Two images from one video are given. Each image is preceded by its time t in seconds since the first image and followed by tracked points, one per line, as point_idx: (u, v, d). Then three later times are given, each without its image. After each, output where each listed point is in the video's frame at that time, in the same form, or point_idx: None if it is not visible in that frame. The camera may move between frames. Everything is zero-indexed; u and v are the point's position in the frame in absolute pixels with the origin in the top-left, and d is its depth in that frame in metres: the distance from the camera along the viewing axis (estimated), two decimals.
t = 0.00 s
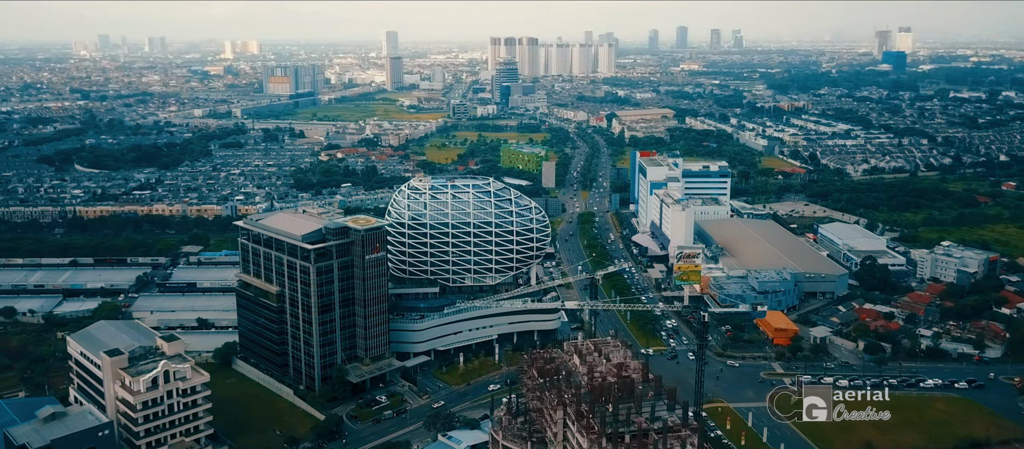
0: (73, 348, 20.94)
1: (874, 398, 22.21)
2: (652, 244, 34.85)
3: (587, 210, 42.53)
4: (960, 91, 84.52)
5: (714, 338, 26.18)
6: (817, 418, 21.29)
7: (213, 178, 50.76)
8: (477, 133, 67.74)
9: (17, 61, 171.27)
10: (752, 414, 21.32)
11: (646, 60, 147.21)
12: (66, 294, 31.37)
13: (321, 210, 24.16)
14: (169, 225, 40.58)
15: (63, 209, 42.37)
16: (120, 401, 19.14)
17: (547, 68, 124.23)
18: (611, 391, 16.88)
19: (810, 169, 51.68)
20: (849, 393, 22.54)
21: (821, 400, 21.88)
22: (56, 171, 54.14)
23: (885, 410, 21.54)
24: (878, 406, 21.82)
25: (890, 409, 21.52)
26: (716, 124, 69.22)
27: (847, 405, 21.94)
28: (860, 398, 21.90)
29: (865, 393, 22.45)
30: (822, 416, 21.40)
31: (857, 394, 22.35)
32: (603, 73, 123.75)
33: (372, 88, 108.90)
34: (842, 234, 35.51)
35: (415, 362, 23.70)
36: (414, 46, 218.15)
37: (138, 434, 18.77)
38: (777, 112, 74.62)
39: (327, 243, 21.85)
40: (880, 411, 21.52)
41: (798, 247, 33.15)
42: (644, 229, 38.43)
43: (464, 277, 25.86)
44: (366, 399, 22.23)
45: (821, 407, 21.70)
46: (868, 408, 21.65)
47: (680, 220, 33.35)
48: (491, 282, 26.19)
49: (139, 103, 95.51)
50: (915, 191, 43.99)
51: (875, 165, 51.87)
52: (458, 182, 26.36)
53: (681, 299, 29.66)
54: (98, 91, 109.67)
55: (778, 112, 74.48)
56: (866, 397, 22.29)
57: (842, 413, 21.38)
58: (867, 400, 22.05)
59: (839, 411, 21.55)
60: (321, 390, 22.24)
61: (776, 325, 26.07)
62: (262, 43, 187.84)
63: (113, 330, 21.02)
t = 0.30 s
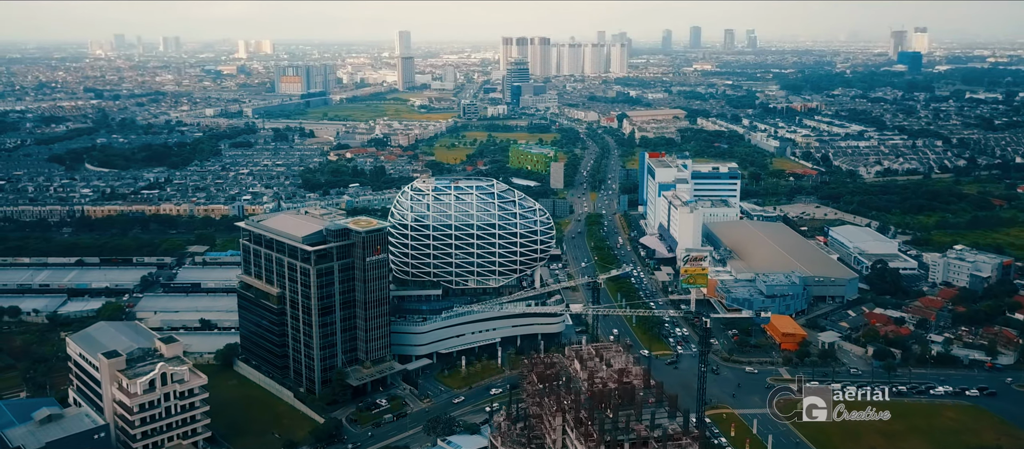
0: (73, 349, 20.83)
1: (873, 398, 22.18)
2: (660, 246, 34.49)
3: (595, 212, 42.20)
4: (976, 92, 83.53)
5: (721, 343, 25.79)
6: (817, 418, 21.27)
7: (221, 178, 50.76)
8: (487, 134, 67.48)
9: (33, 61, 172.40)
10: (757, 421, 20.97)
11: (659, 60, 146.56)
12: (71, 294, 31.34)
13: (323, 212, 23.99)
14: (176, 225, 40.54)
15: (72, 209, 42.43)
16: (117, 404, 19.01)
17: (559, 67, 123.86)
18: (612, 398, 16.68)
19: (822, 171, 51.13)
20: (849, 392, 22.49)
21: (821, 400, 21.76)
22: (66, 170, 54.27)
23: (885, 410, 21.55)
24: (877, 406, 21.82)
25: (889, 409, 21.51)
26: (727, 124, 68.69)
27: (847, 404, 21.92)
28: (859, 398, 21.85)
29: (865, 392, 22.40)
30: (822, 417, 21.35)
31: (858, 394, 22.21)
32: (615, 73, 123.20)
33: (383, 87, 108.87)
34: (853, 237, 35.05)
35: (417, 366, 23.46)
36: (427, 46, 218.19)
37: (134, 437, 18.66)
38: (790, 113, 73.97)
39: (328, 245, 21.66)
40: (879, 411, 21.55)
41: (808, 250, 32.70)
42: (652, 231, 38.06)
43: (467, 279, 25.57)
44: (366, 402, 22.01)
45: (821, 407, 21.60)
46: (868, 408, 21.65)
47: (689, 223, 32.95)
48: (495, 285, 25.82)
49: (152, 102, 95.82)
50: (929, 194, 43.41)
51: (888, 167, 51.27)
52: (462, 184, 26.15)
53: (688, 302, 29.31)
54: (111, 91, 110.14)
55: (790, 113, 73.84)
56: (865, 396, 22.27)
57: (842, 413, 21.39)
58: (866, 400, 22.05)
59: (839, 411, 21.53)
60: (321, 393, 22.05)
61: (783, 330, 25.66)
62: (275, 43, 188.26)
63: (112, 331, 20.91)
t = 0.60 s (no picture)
0: (68, 351, 20.68)
1: (873, 398, 22.25)
2: (665, 249, 34.16)
3: (600, 214, 41.89)
4: (989, 93, 82.72)
5: (725, 347, 25.43)
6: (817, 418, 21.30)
7: (226, 178, 50.72)
8: (493, 134, 67.22)
9: (44, 61, 173.35)
10: (759, 428, 20.59)
11: (669, 61, 145.99)
12: (72, 294, 31.26)
13: (322, 213, 23.75)
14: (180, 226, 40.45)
15: (76, 209, 42.44)
16: (111, 407, 18.85)
17: (568, 68, 123.53)
18: (609, 405, 16.41)
19: (831, 173, 50.64)
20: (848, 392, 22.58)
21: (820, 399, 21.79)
22: (73, 170, 54.37)
23: (884, 410, 21.62)
24: (876, 407, 21.89)
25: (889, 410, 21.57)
26: (736, 125, 68.24)
27: (846, 405, 21.99)
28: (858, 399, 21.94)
29: (864, 393, 22.46)
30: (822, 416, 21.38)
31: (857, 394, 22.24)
32: (624, 73, 122.75)
33: (392, 88, 108.81)
34: (861, 240, 34.63)
35: (416, 369, 23.21)
36: (437, 46, 218.25)
37: (128, 441, 18.50)
38: (799, 114, 73.43)
39: (325, 247, 21.41)
40: (879, 411, 21.62)
41: (814, 253, 32.34)
42: (657, 233, 37.72)
43: (467, 282, 25.33)
44: (363, 406, 21.80)
45: (821, 407, 21.65)
46: (868, 408, 21.70)
47: (694, 226, 32.69)
48: (495, 288, 25.60)
49: (160, 102, 96.09)
50: (939, 196, 42.87)
51: (898, 169, 50.72)
52: (462, 185, 25.93)
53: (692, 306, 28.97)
54: (121, 91, 110.53)
55: (799, 114, 73.32)
56: (864, 397, 22.32)
57: (842, 412, 21.44)
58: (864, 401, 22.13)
59: (840, 411, 21.55)
60: (318, 396, 21.86)
61: (788, 334, 25.27)
62: (285, 43, 188.63)
63: (108, 333, 20.74)
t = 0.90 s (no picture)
0: (62, 353, 20.52)
1: (873, 399, 22.14)
2: (668, 251, 33.85)
3: (604, 215, 41.61)
4: (1000, 94, 81.94)
5: (727, 351, 25.12)
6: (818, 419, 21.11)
7: (231, 178, 50.66)
8: (499, 135, 67.04)
9: (55, 61, 174.07)
10: (760, 435, 20.23)
11: (678, 61, 145.43)
12: (72, 295, 31.17)
13: (319, 215, 23.58)
14: (183, 226, 40.36)
15: (79, 209, 42.41)
16: (103, 411, 18.66)
17: (576, 68, 123.22)
18: (605, 411, 16.24)
19: (838, 174, 50.21)
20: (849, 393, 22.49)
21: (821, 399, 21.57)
22: (78, 170, 54.47)
23: (885, 410, 21.53)
24: (877, 408, 21.77)
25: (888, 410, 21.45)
26: (743, 126, 67.78)
27: (846, 405, 21.85)
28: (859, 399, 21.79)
29: (864, 393, 22.32)
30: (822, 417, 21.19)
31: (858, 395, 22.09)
32: (632, 73, 122.35)
33: (399, 88, 108.77)
34: (867, 243, 34.24)
35: (413, 372, 22.97)
36: (446, 47, 218.19)
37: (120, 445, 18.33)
38: (807, 115, 72.94)
39: (321, 249, 21.21)
40: (879, 411, 21.54)
41: (819, 256, 31.96)
42: (661, 235, 37.42)
43: (467, 284, 25.11)
44: (359, 410, 21.57)
45: (821, 406, 21.41)
46: (868, 408, 21.59)
47: (698, 228, 32.43)
48: (494, 290, 25.38)
49: (168, 102, 96.37)
50: (947, 198, 42.36)
51: (906, 171, 50.23)
52: (462, 187, 25.59)
53: (695, 310, 28.64)
54: (129, 90, 110.81)
55: (807, 114, 72.79)
56: (865, 397, 22.19)
57: (842, 412, 21.32)
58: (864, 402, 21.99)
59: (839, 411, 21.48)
60: (313, 400, 21.65)
61: (791, 339, 24.93)
62: (293, 43, 188.94)
63: (103, 335, 20.58)
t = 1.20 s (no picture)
0: (55, 355, 20.34)
1: (873, 398, 22.02)
2: (672, 252, 33.49)
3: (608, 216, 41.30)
4: (1011, 94, 81.15)
5: (729, 356, 24.77)
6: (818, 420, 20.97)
7: (235, 178, 50.57)
8: (504, 135, 66.80)
9: (65, 61, 174.73)
10: (760, 441, 19.89)
11: (687, 61, 144.84)
12: (71, 295, 31.04)
13: (316, 216, 23.37)
14: (185, 226, 40.23)
15: (82, 209, 42.33)
16: (94, 414, 18.47)
17: (583, 68, 122.81)
18: (600, 418, 16.00)
19: (846, 176, 49.74)
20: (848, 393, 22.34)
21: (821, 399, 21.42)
22: (83, 169, 54.50)
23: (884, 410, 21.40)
24: (877, 407, 21.66)
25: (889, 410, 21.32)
26: (751, 126, 67.28)
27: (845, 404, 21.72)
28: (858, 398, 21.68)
29: (864, 394, 22.12)
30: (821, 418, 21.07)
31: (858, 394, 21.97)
32: (640, 73, 121.87)
33: (406, 88, 108.69)
34: (873, 245, 33.81)
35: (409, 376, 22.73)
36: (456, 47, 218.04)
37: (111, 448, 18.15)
38: (815, 115, 72.40)
39: (317, 251, 20.98)
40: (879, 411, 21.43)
41: (824, 259, 31.57)
42: (665, 236, 37.06)
43: (465, 286, 24.87)
44: (355, 414, 21.32)
45: (821, 406, 21.27)
46: (868, 407, 21.47)
47: (701, 230, 32.04)
48: (493, 293, 25.13)
49: (175, 102, 96.54)
50: (956, 200, 41.85)
51: (915, 172, 49.70)
52: (461, 188, 25.27)
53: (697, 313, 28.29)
54: (137, 90, 111.08)
55: (816, 115, 72.22)
56: (864, 397, 22.05)
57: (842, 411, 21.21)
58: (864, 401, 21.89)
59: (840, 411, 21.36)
60: (309, 403, 21.40)
61: (794, 343, 24.57)
62: (302, 42, 189.18)
63: (96, 337, 20.43)
